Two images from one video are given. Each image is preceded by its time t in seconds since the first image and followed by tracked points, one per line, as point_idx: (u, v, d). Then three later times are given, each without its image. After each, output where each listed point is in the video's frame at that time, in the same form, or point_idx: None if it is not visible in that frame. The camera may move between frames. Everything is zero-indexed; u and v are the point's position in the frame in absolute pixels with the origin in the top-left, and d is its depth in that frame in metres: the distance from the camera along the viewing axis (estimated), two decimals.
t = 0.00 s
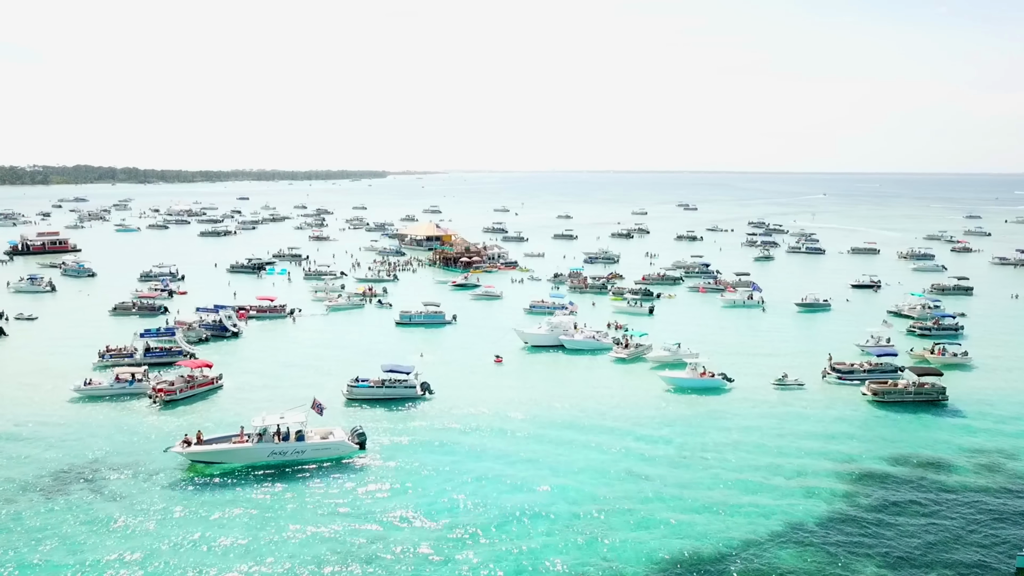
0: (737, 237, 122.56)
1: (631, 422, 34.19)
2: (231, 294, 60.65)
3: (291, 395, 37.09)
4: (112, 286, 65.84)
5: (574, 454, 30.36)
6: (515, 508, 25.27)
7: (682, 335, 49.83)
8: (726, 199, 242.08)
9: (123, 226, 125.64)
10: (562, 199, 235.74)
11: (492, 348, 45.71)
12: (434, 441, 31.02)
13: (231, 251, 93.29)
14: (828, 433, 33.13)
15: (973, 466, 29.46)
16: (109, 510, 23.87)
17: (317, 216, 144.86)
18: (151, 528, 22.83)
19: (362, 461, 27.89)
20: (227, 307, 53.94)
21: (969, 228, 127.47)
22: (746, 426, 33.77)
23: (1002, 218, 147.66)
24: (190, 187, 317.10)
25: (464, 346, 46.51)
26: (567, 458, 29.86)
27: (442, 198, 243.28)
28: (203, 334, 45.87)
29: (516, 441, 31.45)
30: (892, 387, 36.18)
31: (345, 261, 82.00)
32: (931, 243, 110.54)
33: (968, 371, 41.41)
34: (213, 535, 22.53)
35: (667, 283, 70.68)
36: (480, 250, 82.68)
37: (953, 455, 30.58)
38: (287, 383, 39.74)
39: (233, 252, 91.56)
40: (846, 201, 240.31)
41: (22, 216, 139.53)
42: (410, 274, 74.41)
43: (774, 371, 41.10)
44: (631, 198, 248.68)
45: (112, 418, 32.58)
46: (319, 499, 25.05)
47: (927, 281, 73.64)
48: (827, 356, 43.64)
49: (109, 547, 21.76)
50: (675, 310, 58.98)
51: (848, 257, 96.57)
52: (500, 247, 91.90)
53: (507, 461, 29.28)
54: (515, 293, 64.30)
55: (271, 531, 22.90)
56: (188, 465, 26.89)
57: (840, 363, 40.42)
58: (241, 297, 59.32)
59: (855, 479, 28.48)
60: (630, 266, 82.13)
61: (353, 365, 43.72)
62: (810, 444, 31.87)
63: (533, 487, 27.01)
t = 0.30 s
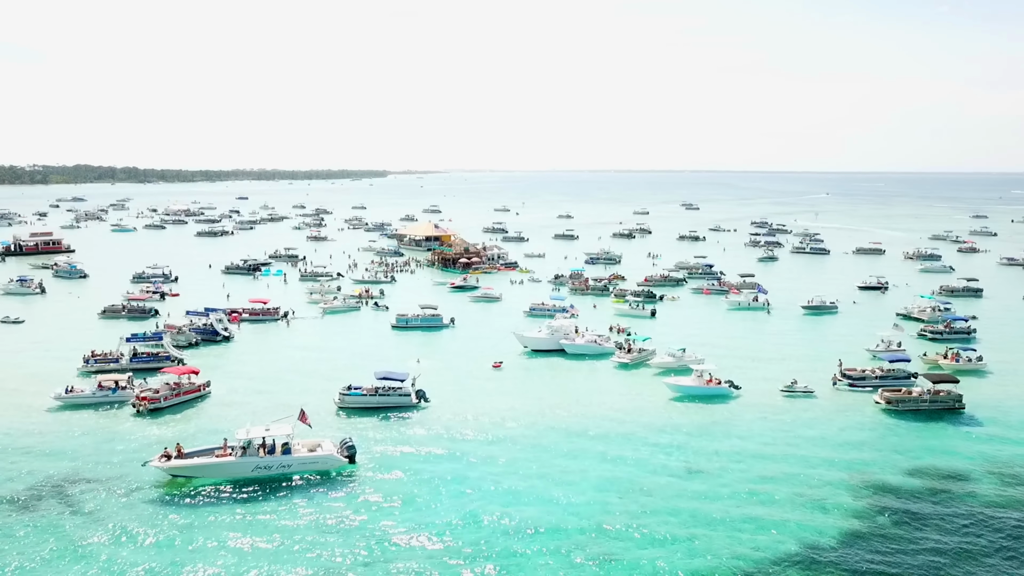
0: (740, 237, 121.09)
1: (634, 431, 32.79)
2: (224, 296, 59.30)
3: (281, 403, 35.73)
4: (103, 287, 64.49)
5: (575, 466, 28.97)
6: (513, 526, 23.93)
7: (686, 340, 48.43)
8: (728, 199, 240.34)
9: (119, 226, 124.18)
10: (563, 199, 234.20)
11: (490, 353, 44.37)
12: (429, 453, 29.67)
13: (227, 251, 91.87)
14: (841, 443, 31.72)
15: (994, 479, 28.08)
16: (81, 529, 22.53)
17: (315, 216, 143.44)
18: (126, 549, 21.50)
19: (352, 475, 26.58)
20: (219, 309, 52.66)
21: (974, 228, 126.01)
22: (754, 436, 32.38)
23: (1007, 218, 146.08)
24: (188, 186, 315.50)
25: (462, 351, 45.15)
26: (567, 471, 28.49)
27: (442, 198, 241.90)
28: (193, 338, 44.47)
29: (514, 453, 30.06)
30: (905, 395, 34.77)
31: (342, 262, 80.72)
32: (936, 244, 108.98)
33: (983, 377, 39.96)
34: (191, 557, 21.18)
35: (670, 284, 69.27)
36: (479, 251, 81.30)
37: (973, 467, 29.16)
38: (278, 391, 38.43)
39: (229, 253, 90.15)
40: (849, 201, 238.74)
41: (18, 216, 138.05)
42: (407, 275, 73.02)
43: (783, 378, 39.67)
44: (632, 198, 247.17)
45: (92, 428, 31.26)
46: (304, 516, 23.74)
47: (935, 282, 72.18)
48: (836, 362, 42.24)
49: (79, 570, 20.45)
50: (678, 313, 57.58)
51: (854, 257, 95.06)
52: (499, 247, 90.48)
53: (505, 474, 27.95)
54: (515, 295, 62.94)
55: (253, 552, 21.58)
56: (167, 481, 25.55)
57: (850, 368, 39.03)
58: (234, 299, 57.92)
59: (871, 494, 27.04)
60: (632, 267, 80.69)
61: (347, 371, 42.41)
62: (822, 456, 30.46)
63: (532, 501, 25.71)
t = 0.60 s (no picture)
0: (742, 237, 119.81)
1: (637, 441, 31.57)
2: (217, 298, 58.06)
3: (271, 412, 34.47)
4: (95, 289, 63.27)
5: (576, 480, 27.78)
6: (512, 546, 22.70)
7: (691, 344, 47.12)
8: (730, 199, 238.92)
9: (115, 226, 122.78)
10: (564, 199, 232.82)
11: (489, 358, 43.05)
12: (424, 465, 28.46)
13: (223, 252, 90.60)
14: (854, 455, 30.33)
15: (1015, 493, 26.87)
16: (54, 550, 21.28)
17: (314, 216, 142.10)
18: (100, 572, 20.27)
19: (342, 489, 25.40)
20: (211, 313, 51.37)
21: (979, 228, 124.73)
22: (764, 447, 31.02)
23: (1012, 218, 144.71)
24: (188, 185, 314.04)
25: (460, 356, 43.89)
26: (568, 485, 27.30)
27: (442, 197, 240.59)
28: (183, 343, 43.23)
29: (513, 465, 28.86)
30: (920, 403, 33.46)
31: (339, 263, 79.34)
32: (942, 244, 107.59)
33: (998, 382, 38.65)
34: None
35: (673, 285, 67.96)
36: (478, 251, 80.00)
37: (994, 482, 27.76)
38: (269, 398, 37.16)
39: (224, 253, 88.86)
40: (851, 200, 237.31)
41: (13, 216, 136.58)
42: (405, 276, 71.77)
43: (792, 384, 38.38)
44: (633, 198, 245.70)
45: (73, 439, 29.94)
46: (290, 534, 22.53)
47: (942, 283, 70.90)
48: (845, 368, 40.95)
49: None
50: (682, 316, 56.31)
51: (859, 258, 93.73)
52: (499, 248, 89.20)
53: (503, 489, 26.65)
54: (515, 297, 61.56)
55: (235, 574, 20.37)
56: (147, 496, 24.31)
57: (862, 375, 37.69)
58: (228, 301, 56.72)
59: (889, 511, 25.68)
60: (633, 268, 79.46)
61: (341, 377, 41.11)
62: (835, 469, 29.08)
63: (531, 519, 24.49)
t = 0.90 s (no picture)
0: (745, 237, 118.46)
1: (640, 452, 30.26)
2: (209, 301, 56.78)
3: (260, 422, 33.17)
4: (86, 291, 61.98)
5: (576, 495, 26.49)
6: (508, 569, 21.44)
7: (695, 349, 45.80)
8: (731, 198, 237.59)
9: (111, 226, 121.43)
10: (565, 198, 231.44)
11: (487, 364, 41.76)
12: (417, 480, 27.19)
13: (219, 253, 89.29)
14: (870, 468, 28.95)
15: None
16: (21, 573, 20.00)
17: (312, 215, 140.76)
18: None
19: (329, 507, 24.16)
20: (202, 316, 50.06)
21: (984, 228, 123.31)
22: (773, 459, 29.65)
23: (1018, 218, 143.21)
24: (187, 185, 312.88)
25: (457, 361, 42.56)
26: (568, 501, 26.02)
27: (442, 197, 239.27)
28: (171, 348, 41.95)
29: (509, 480, 27.59)
30: (935, 412, 32.11)
31: (336, 264, 78.06)
32: (947, 244, 106.24)
33: (1014, 389, 37.30)
34: None
35: (675, 287, 66.63)
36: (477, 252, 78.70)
37: (1017, 498, 26.39)
38: (259, 407, 35.86)
39: (220, 254, 87.55)
40: (853, 200, 235.84)
41: (8, 216, 135.13)
42: (403, 278, 70.49)
43: (800, 392, 37.07)
44: (635, 198, 244.22)
45: (50, 452, 28.62)
46: (273, 556, 21.26)
47: (950, 285, 69.55)
48: (855, 374, 39.64)
49: None
50: (685, 319, 55.01)
51: (864, 258, 92.36)
52: (498, 249, 87.91)
53: (501, 508, 25.29)
54: (514, 299, 60.23)
55: None
56: (122, 514, 22.99)
57: (873, 382, 36.38)
58: (220, 304, 55.45)
59: (906, 528, 24.41)
60: (635, 269, 78.12)
61: (335, 383, 39.79)
62: (849, 483, 27.71)
63: (529, 540, 23.20)
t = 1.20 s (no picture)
0: (748, 238, 116.96)
1: (645, 466, 28.79)
2: (201, 304, 55.36)
3: (247, 433, 31.70)
4: (75, 293, 60.59)
5: (576, 512, 25.03)
6: None
7: (699, 354, 44.37)
8: (733, 198, 236.06)
9: (106, 226, 120.05)
10: (565, 198, 229.86)
11: (485, 370, 40.26)
12: (409, 497, 25.74)
13: (214, 253, 87.88)
14: (887, 484, 27.41)
15: None
16: None
17: (310, 216, 139.24)
18: None
19: (314, 527, 22.75)
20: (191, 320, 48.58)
21: (990, 228, 121.71)
22: (785, 473, 28.21)
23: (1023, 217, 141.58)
24: (187, 184, 312.04)
25: (454, 367, 41.11)
26: (569, 518, 24.59)
27: (441, 197, 237.69)
28: (158, 353, 40.52)
29: (506, 496, 26.13)
30: (953, 423, 30.58)
31: (332, 265, 76.57)
32: (953, 244, 104.65)
33: None
34: None
35: (679, 289, 65.17)
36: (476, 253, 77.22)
37: None
38: (246, 417, 34.38)
39: (214, 254, 86.11)
40: (856, 200, 234.14)
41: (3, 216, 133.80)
42: (400, 279, 69.06)
43: (811, 401, 35.62)
44: (635, 197, 242.55)
45: (22, 466, 27.15)
46: None
47: (959, 287, 68.10)
48: (867, 383, 38.20)
49: None
50: (689, 322, 53.57)
51: (869, 259, 90.83)
52: (497, 249, 86.37)
53: (498, 528, 23.78)
54: (513, 302, 58.73)
55: None
56: (92, 538, 21.49)
57: (887, 390, 34.88)
58: (212, 307, 54.02)
59: (928, 549, 23.00)
60: (637, 270, 76.66)
61: (326, 391, 38.28)
62: (866, 501, 26.15)
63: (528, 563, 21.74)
